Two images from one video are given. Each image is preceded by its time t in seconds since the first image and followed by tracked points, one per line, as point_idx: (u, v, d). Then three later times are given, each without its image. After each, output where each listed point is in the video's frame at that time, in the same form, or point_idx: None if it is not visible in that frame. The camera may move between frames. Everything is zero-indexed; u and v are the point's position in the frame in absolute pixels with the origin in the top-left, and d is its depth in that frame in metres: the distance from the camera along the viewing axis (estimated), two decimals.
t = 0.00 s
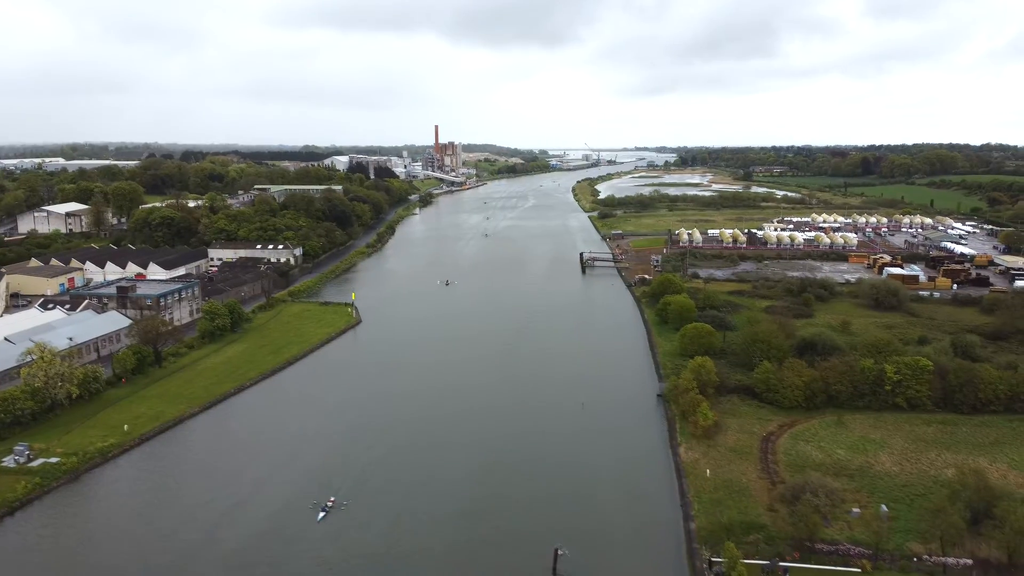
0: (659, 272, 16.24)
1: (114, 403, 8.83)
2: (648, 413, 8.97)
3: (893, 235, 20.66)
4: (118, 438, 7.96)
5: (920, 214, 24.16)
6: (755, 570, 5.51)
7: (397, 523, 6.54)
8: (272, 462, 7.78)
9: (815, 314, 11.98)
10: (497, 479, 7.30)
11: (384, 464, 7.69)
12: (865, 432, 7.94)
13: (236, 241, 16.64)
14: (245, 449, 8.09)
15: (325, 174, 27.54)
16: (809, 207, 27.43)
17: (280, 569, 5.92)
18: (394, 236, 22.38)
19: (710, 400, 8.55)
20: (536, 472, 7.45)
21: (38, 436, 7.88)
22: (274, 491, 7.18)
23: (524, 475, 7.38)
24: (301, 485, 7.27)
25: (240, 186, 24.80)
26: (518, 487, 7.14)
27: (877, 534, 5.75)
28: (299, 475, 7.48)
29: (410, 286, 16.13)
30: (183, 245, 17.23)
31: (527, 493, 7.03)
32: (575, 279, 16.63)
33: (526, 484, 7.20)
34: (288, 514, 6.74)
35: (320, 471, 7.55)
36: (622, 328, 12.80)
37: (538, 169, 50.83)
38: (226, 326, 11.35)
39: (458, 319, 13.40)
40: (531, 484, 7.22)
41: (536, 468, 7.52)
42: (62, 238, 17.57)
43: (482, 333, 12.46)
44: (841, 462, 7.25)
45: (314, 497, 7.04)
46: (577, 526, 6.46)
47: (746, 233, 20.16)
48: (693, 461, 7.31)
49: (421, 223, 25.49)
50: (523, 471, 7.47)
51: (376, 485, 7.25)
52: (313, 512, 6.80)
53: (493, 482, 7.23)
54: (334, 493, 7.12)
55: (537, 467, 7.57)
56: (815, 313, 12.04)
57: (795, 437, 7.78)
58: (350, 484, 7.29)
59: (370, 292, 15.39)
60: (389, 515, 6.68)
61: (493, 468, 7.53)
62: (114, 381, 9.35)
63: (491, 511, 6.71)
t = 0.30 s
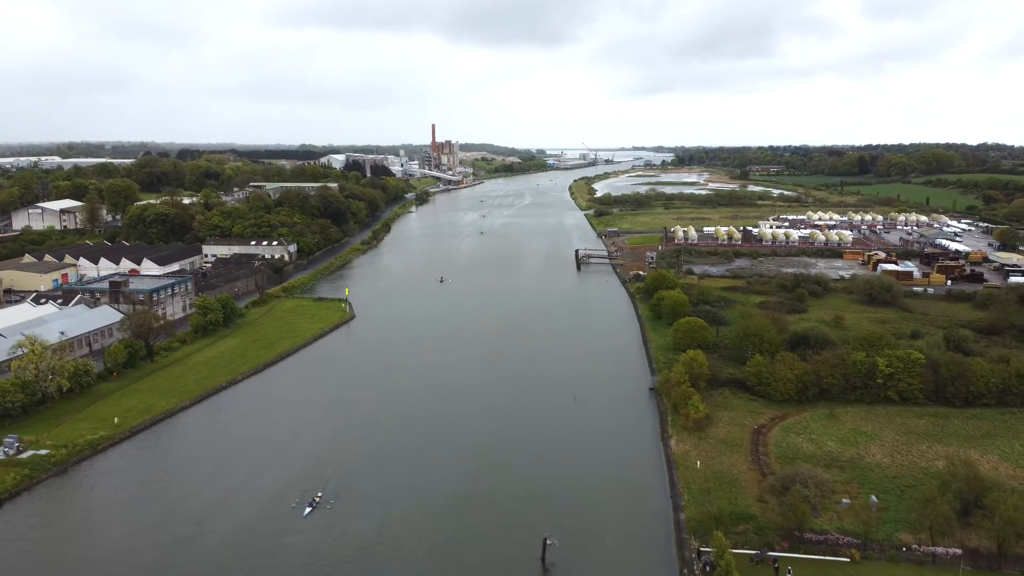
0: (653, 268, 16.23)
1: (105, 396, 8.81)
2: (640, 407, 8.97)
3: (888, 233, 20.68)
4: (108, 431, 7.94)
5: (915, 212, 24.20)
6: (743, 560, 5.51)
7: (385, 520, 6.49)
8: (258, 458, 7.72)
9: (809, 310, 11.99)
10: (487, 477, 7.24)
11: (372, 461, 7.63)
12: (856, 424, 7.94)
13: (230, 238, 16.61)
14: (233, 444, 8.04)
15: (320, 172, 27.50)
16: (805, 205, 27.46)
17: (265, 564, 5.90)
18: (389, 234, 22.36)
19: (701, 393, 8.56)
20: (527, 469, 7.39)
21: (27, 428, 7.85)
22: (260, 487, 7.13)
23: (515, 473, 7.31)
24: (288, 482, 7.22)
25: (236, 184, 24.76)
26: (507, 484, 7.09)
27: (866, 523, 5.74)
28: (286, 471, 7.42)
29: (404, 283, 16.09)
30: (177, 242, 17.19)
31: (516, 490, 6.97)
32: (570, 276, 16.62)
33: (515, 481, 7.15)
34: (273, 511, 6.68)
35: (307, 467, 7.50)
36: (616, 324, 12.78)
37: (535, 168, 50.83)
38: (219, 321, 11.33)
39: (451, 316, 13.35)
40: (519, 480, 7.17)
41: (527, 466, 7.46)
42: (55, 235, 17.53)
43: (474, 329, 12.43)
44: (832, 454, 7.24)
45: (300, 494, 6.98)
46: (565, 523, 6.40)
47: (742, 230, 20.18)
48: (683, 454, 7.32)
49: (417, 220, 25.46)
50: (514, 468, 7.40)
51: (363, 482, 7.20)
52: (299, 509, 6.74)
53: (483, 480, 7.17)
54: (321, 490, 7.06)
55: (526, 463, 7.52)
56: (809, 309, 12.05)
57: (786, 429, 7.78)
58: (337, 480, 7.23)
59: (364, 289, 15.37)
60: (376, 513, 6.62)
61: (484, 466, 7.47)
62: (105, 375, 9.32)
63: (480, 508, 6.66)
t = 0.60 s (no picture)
0: (650, 264, 16.25)
1: (100, 389, 8.79)
2: (636, 403, 8.93)
3: (885, 230, 20.71)
4: (102, 423, 7.92)
5: (912, 210, 24.24)
6: (738, 550, 5.49)
7: (376, 516, 6.41)
8: (250, 452, 7.69)
9: (805, 305, 12.00)
10: (481, 474, 7.14)
11: (365, 456, 7.58)
12: (851, 416, 7.94)
13: (226, 234, 16.59)
14: (225, 438, 7.99)
15: (317, 170, 27.49)
16: (802, 203, 27.50)
17: (253, 558, 5.85)
18: (386, 231, 22.35)
19: (696, 385, 8.57)
20: (522, 466, 7.28)
21: (21, 420, 7.83)
22: (252, 481, 7.09)
23: (510, 470, 7.21)
24: (280, 475, 7.19)
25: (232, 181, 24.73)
26: (500, 479, 7.05)
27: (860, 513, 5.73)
28: (278, 466, 7.38)
29: (400, 279, 16.06)
30: (173, 238, 17.16)
31: (509, 485, 6.93)
32: (567, 272, 16.61)
33: (509, 476, 7.11)
34: (265, 505, 6.64)
35: (299, 462, 7.45)
36: (613, 320, 12.74)
37: (532, 167, 50.84)
38: (214, 316, 11.31)
39: (447, 313, 13.29)
40: (513, 475, 7.13)
41: (523, 463, 7.36)
42: (51, 231, 17.48)
43: (470, 326, 12.38)
44: (827, 446, 7.24)
45: (292, 489, 6.93)
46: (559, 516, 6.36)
47: (739, 228, 20.19)
48: (678, 446, 7.32)
49: (414, 218, 25.45)
50: (509, 465, 7.30)
51: (355, 477, 7.15)
52: (290, 503, 6.70)
53: (478, 477, 7.07)
54: (313, 484, 7.02)
55: (520, 458, 7.48)
56: (805, 304, 12.06)
57: (781, 422, 7.78)
58: (329, 475, 7.19)
59: (360, 285, 15.35)
60: (367, 507, 6.58)
61: (478, 463, 7.36)
62: (100, 368, 9.29)
63: (473, 504, 6.56)
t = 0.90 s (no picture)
0: (648, 261, 16.25)
1: (97, 382, 8.76)
2: (634, 400, 8.90)
3: (883, 227, 20.74)
4: (99, 416, 7.90)
5: (910, 208, 24.27)
6: (738, 538, 5.49)
7: (371, 514, 6.35)
8: (245, 446, 7.65)
9: (803, 300, 12.01)
10: (478, 470, 7.10)
11: (361, 452, 7.55)
12: (850, 408, 7.94)
13: (224, 231, 16.56)
14: (220, 433, 7.96)
15: (315, 168, 27.47)
16: (800, 201, 27.53)
17: (249, 551, 5.83)
18: (384, 228, 22.32)
19: (695, 378, 8.57)
20: (520, 465, 7.21)
21: (18, 412, 7.80)
22: (247, 475, 7.05)
23: (507, 466, 7.18)
24: (276, 470, 7.15)
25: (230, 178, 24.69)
26: (497, 475, 7.02)
27: (859, 502, 5.72)
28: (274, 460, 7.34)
29: (398, 276, 16.02)
30: (171, 234, 17.13)
31: (505, 481, 6.90)
32: (565, 269, 16.59)
33: (506, 472, 7.08)
34: (260, 499, 6.61)
35: (295, 457, 7.42)
36: (612, 317, 12.71)
37: (530, 166, 50.84)
38: (212, 311, 11.28)
39: (445, 309, 13.26)
40: (509, 471, 7.09)
41: (521, 462, 7.27)
42: (49, 228, 17.44)
43: (468, 323, 12.34)
44: (826, 437, 7.24)
45: (288, 484, 6.90)
46: (555, 512, 6.33)
47: (737, 225, 20.19)
48: (677, 439, 7.31)
49: (412, 216, 25.43)
50: (506, 462, 7.27)
51: (351, 473, 7.12)
52: (286, 498, 6.67)
53: (474, 477, 6.97)
54: (308, 479, 7.00)
55: (517, 455, 7.44)
56: (803, 299, 12.07)
57: (780, 414, 7.77)
58: (324, 470, 7.15)
59: (358, 281, 15.32)
60: (363, 503, 6.55)
61: (475, 459, 7.33)
62: (97, 363, 9.26)
63: (469, 503, 6.49)
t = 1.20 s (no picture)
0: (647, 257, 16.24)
1: (95, 375, 8.73)
2: (632, 395, 8.88)
3: (882, 225, 20.73)
4: (97, 408, 7.88)
5: (909, 205, 24.27)
6: (738, 527, 5.47)
7: (364, 510, 6.30)
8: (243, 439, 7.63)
9: (802, 295, 12.01)
10: (475, 464, 7.08)
11: (358, 446, 7.53)
12: (849, 400, 7.93)
13: (222, 227, 16.54)
14: (217, 426, 7.93)
15: (314, 166, 27.46)
16: (799, 199, 27.52)
17: (246, 542, 5.82)
18: (383, 226, 22.31)
19: (694, 371, 8.56)
20: (517, 460, 7.20)
21: (16, 404, 7.78)
22: (243, 468, 7.03)
23: (504, 461, 7.16)
24: (272, 463, 7.14)
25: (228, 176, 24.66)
26: (494, 469, 7.01)
27: (858, 491, 5.71)
28: (270, 454, 7.32)
29: (396, 272, 16.00)
30: (169, 231, 17.10)
31: (502, 475, 6.88)
32: (564, 265, 16.56)
33: (503, 466, 7.07)
34: (257, 492, 6.59)
35: (292, 451, 7.39)
36: (611, 312, 12.68)
37: (529, 165, 50.80)
38: (211, 305, 11.26)
39: (443, 305, 13.24)
40: (506, 466, 7.08)
41: (519, 459, 7.21)
42: (47, 224, 17.41)
43: (467, 318, 12.31)
44: (825, 428, 7.23)
45: (285, 477, 6.88)
46: (552, 507, 6.32)
47: (736, 222, 20.19)
48: (676, 431, 7.30)
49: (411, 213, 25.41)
50: (503, 457, 7.24)
51: (348, 466, 7.09)
52: (282, 491, 6.65)
53: (469, 474, 6.91)
54: (305, 472, 6.98)
55: (514, 450, 7.42)
56: (802, 294, 12.07)
57: (779, 405, 7.76)
58: (321, 464, 7.14)
59: (356, 277, 15.29)
60: (360, 497, 6.53)
61: (472, 454, 7.31)
62: (95, 356, 9.24)
63: (465, 499, 6.45)
